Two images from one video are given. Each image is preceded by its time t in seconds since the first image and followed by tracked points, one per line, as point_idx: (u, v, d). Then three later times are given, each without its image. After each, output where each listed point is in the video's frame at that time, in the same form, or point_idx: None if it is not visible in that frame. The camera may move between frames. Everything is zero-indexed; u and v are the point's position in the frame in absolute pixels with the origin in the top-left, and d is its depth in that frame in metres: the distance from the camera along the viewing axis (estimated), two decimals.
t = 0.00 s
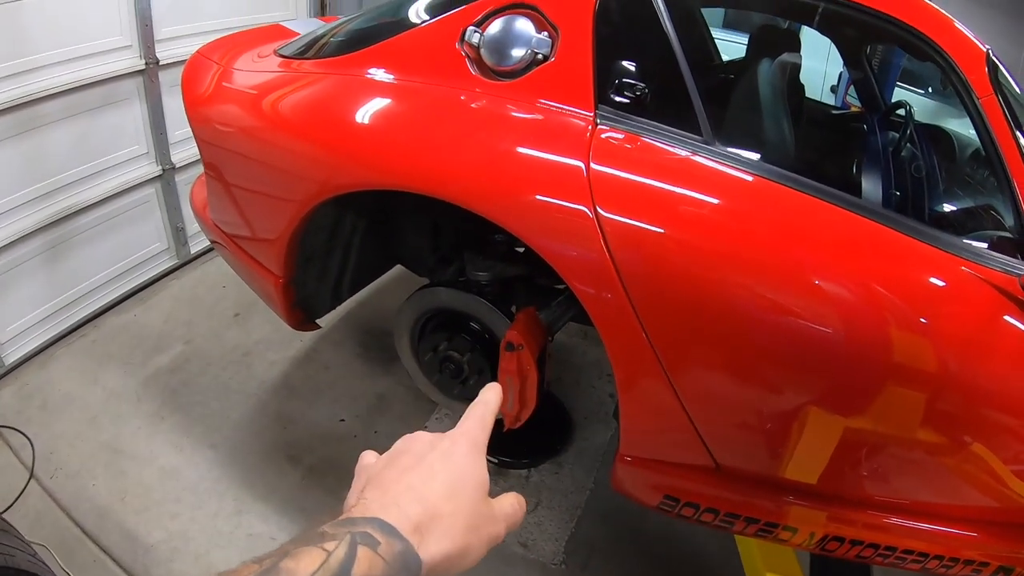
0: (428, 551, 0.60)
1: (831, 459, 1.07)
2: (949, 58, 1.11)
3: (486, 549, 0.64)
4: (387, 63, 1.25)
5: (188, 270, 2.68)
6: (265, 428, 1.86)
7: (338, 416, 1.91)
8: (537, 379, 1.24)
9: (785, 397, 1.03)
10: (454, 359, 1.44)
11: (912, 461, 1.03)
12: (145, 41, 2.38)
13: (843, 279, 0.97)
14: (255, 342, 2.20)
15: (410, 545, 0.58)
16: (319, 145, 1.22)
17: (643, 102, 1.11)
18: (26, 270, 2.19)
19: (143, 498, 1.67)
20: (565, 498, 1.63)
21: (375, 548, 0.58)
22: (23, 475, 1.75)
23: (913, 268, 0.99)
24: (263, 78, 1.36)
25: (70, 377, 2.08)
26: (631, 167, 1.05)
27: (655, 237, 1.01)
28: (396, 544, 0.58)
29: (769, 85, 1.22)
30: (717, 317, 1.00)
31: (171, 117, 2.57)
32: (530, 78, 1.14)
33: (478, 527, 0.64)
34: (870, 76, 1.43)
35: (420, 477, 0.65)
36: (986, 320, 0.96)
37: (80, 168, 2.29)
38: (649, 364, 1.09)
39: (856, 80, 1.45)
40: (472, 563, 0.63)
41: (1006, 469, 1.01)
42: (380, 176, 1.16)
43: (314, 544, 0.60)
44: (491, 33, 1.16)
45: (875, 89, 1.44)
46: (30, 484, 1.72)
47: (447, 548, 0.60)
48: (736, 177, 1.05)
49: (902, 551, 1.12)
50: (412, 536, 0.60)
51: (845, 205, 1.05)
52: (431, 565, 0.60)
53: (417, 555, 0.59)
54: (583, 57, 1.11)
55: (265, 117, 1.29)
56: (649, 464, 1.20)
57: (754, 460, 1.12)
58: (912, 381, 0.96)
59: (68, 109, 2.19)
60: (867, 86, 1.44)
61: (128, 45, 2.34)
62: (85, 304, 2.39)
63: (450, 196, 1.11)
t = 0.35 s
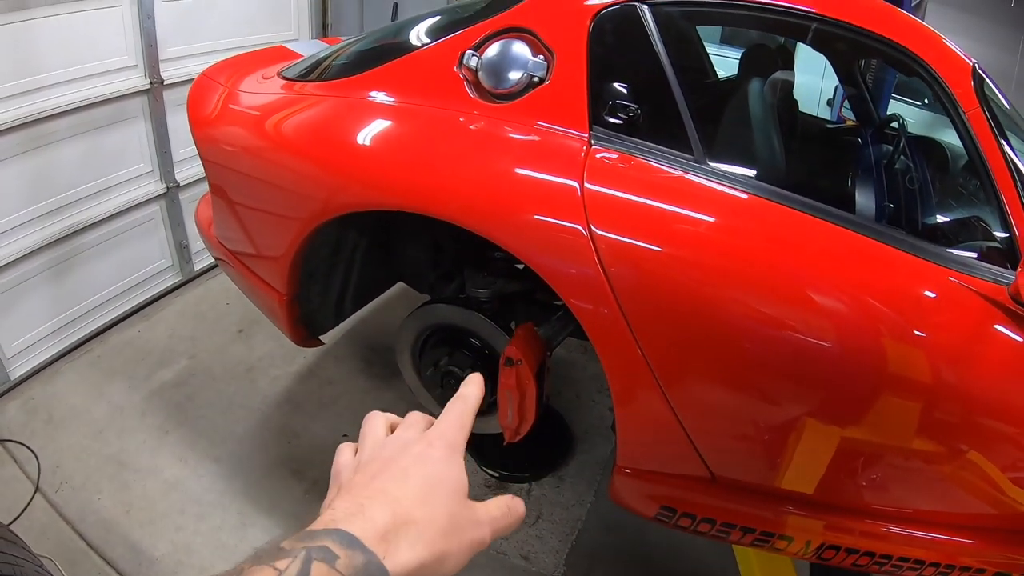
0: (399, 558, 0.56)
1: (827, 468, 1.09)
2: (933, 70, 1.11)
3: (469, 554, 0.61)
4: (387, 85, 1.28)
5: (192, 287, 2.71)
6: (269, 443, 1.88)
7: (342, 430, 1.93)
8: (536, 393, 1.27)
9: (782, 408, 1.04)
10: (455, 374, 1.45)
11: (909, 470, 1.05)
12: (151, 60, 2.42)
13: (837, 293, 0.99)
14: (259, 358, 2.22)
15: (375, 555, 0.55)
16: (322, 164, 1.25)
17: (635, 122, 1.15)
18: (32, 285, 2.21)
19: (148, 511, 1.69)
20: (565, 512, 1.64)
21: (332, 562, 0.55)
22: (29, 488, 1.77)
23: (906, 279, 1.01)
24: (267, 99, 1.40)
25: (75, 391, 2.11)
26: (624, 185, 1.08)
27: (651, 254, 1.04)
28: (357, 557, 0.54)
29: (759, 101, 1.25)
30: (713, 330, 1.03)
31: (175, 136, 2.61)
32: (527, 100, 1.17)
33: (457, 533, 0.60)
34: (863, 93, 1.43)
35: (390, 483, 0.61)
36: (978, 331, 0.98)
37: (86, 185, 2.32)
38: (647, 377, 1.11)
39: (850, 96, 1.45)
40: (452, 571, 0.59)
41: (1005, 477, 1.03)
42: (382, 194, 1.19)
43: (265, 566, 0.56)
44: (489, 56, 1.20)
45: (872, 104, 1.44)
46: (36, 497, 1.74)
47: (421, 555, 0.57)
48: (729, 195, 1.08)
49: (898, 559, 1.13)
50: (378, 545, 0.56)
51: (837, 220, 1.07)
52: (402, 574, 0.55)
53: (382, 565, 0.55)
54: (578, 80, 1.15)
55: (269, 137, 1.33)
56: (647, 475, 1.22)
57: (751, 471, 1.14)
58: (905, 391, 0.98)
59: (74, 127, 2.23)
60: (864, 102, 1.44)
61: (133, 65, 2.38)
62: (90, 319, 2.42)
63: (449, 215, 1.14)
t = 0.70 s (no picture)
0: None
1: (824, 477, 1.09)
2: (921, 82, 1.13)
3: None
4: (388, 103, 1.31)
5: (195, 302, 2.74)
6: (270, 456, 1.90)
7: (342, 444, 1.94)
8: (532, 405, 1.28)
9: (780, 419, 1.05)
10: (453, 386, 1.47)
11: (908, 479, 1.05)
12: (157, 78, 2.47)
13: (831, 303, 1.01)
14: (260, 373, 2.24)
15: None
16: (324, 180, 1.28)
17: (627, 137, 1.17)
18: (37, 297, 2.23)
19: (148, 521, 1.70)
20: (564, 525, 1.65)
21: None
22: (31, 497, 1.78)
23: (900, 288, 1.02)
24: (271, 116, 1.43)
25: (78, 403, 2.13)
26: (620, 198, 1.10)
27: (647, 266, 1.06)
28: None
29: (750, 115, 1.27)
30: (711, 342, 1.04)
31: (180, 152, 2.65)
32: (523, 116, 1.20)
33: None
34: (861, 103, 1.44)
35: (379, 543, 0.48)
36: (973, 338, 0.99)
37: (91, 200, 2.35)
38: (644, 389, 1.12)
39: (845, 109, 1.48)
40: None
41: (1005, 485, 1.02)
42: (383, 208, 1.21)
43: None
44: (485, 73, 1.23)
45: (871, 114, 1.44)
46: (38, 506, 1.75)
47: None
48: (723, 207, 1.10)
49: (897, 568, 1.13)
50: None
51: (830, 231, 1.09)
52: None
53: None
54: (571, 96, 1.18)
55: (273, 153, 1.35)
56: (644, 485, 1.23)
57: (750, 481, 1.14)
58: (901, 399, 0.99)
59: (81, 142, 2.27)
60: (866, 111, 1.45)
61: (140, 82, 2.43)
62: (94, 333, 2.44)
63: (447, 228, 1.16)
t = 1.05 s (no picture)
0: None
1: (817, 500, 1.12)
2: (908, 113, 1.17)
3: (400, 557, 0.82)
4: (396, 132, 1.36)
5: (201, 319, 2.78)
6: (272, 473, 1.92)
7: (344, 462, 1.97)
8: (532, 426, 1.31)
9: (777, 442, 1.08)
10: (454, 407, 1.49)
11: (904, 502, 1.07)
12: (170, 97, 2.54)
13: (825, 331, 1.04)
14: (265, 391, 2.27)
15: None
16: (334, 204, 1.32)
17: (626, 168, 1.22)
18: (45, 309, 2.27)
19: (151, 533, 1.72)
20: (562, 546, 1.67)
21: None
22: (35, 506, 1.81)
23: (892, 317, 1.05)
24: (283, 140, 1.47)
25: (84, 415, 2.16)
26: (620, 228, 1.14)
27: (647, 294, 1.09)
28: None
29: (745, 145, 1.31)
30: (709, 368, 1.07)
31: (190, 171, 2.71)
32: (526, 146, 1.24)
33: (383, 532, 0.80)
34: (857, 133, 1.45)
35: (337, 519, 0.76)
36: (962, 365, 1.02)
37: (102, 215, 2.40)
38: (643, 412, 1.15)
39: (843, 141, 1.51)
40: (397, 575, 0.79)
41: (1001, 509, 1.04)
42: (391, 232, 1.25)
43: None
44: (490, 105, 1.28)
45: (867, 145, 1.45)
46: (41, 515, 1.78)
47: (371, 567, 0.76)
48: (719, 238, 1.14)
49: None
50: None
51: (823, 261, 1.13)
52: None
53: None
54: (572, 128, 1.22)
55: (284, 177, 1.40)
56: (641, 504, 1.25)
57: (746, 503, 1.17)
58: (893, 423, 1.02)
59: (93, 159, 2.32)
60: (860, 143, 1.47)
61: (152, 101, 2.49)
62: (101, 347, 2.47)
63: (452, 252, 1.20)
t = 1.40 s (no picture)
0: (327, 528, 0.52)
1: (806, 524, 1.14)
2: (898, 149, 1.21)
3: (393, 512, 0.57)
4: (401, 158, 1.40)
5: (202, 333, 2.81)
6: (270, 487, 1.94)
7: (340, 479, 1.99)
8: (529, 448, 1.34)
9: (769, 467, 1.11)
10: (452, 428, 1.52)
11: (894, 526, 1.09)
12: (178, 114, 2.59)
13: (816, 359, 1.07)
14: (264, 407, 2.29)
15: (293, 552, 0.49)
16: (340, 226, 1.35)
17: (624, 200, 1.26)
18: (47, 319, 2.29)
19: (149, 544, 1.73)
20: (556, 567, 1.68)
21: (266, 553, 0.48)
22: (32, 514, 1.82)
23: (881, 346, 1.09)
24: (291, 162, 1.51)
25: (84, 425, 2.18)
26: (617, 256, 1.18)
27: (644, 322, 1.12)
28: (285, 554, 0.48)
29: (738, 179, 1.36)
30: (703, 393, 1.10)
31: (195, 186, 2.76)
32: (527, 175, 1.28)
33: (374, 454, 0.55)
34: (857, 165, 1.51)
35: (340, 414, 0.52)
36: (948, 393, 1.05)
37: (106, 227, 2.43)
38: (638, 436, 1.17)
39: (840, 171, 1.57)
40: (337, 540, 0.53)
41: (988, 532, 1.06)
42: (395, 254, 1.28)
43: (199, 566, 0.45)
44: (493, 135, 1.32)
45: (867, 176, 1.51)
46: (39, 523, 1.78)
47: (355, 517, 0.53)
48: (714, 268, 1.17)
49: None
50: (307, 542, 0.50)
51: (814, 292, 1.16)
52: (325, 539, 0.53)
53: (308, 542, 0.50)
54: (572, 158, 1.26)
55: (290, 199, 1.44)
56: (634, 526, 1.27)
57: (738, 526, 1.19)
58: (883, 450, 1.05)
59: (100, 172, 2.36)
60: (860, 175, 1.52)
61: (160, 117, 2.53)
62: (102, 358, 2.49)
63: (453, 275, 1.23)
